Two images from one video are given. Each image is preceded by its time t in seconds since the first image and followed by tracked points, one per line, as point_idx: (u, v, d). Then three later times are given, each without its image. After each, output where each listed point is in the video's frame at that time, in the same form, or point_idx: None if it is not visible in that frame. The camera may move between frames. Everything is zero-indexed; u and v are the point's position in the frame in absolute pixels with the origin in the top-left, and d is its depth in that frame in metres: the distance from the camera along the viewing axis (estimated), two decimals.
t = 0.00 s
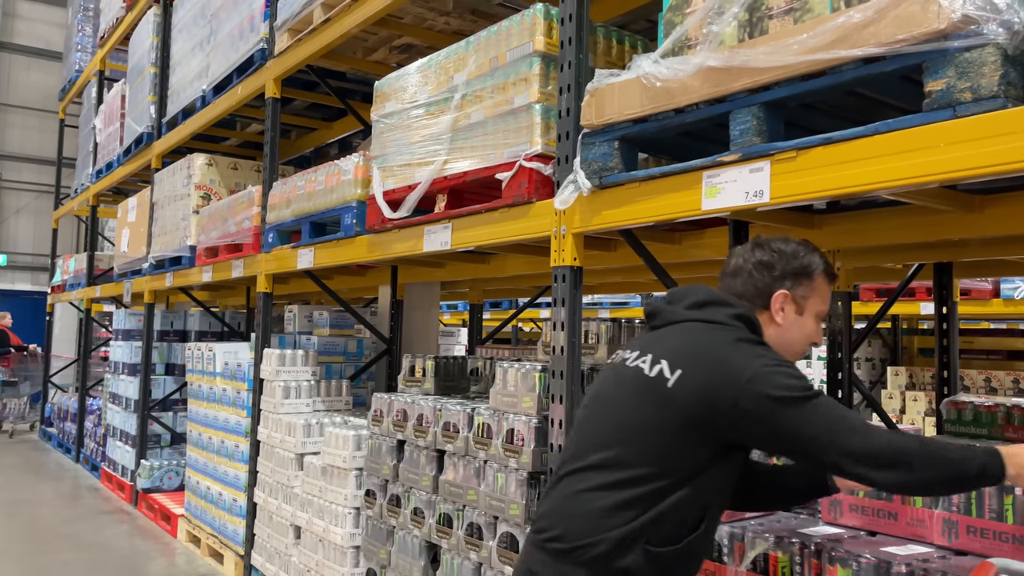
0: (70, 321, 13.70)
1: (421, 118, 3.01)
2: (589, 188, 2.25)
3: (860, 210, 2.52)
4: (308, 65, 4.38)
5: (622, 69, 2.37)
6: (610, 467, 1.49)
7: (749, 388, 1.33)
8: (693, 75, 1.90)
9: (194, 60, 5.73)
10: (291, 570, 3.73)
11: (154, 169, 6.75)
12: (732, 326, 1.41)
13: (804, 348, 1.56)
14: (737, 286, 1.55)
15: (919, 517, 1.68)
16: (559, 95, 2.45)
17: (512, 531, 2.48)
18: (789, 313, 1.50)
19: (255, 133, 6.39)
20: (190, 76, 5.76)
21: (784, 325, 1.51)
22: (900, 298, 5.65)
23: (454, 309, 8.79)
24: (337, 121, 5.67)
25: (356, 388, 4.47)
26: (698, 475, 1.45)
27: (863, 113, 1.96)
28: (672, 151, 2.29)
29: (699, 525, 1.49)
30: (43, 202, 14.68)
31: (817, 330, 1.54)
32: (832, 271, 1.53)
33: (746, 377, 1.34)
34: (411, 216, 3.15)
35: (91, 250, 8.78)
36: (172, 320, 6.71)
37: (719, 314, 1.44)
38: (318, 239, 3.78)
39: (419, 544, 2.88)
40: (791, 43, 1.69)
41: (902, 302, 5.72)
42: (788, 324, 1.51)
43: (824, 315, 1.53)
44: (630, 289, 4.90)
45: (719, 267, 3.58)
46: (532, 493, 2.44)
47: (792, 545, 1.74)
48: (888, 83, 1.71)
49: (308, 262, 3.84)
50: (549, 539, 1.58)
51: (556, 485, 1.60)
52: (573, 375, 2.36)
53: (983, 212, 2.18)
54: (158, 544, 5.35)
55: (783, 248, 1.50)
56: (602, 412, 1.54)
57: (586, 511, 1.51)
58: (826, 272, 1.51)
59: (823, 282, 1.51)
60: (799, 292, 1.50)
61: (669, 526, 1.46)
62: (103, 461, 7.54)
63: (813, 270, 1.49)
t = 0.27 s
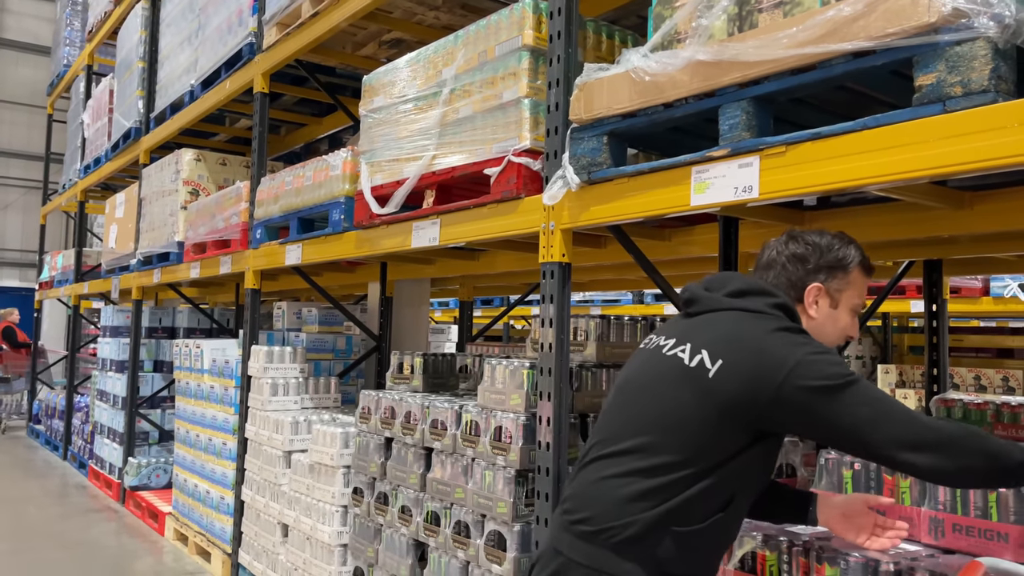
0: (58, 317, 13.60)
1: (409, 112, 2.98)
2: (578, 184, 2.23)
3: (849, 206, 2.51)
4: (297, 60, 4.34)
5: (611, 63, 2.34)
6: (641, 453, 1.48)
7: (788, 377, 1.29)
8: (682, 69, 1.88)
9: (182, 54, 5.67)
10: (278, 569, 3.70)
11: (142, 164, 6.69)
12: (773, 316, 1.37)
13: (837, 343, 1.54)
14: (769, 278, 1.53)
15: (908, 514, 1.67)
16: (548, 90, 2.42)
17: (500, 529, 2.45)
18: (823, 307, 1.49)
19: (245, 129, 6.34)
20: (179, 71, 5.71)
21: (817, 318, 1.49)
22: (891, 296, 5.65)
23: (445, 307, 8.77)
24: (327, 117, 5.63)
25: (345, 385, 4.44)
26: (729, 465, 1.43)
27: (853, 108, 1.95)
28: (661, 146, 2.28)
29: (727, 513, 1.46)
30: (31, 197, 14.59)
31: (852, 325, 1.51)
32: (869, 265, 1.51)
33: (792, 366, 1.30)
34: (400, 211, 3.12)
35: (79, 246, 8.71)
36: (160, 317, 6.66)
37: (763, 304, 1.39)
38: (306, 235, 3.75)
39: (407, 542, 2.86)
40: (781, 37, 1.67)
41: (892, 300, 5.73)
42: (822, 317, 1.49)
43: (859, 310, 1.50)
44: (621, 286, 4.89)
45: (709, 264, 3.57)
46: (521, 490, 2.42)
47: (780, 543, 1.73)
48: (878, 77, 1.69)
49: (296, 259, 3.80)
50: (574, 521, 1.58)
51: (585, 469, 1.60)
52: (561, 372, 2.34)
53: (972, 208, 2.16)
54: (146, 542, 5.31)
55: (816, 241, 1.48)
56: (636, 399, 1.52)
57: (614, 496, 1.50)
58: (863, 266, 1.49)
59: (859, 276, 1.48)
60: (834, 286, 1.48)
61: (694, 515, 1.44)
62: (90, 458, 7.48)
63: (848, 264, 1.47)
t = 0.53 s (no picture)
0: (48, 314, 13.52)
1: (397, 106, 2.95)
2: (566, 178, 2.20)
3: (840, 201, 2.49)
4: (286, 54, 4.30)
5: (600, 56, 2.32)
6: (615, 436, 1.47)
7: (735, 353, 1.29)
8: (670, 61, 1.85)
9: (171, 48, 5.62)
10: (266, 567, 3.67)
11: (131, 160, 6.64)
12: (739, 289, 1.35)
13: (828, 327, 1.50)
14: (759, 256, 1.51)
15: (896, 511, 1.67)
16: (536, 83, 2.40)
17: (487, 527, 2.43)
18: (812, 286, 1.45)
19: (235, 124, 6.30)
20: (168, 65, 5.66)
21: (805, 299, 1.46)
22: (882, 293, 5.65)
23: (437, 303, 8.74)
24: (317, 112, 5.59)
25: (334, 381, 4.41)
26: (704, 448, 1.40)
27: (843, 101, 1.93)
28: (651, 140, 2.25)
29: (716, 500, 1.43)
30: (21, 193, 14.49)
31: (842, 308, 1.47)
32: (860, 247, 1.47)
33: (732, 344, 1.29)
34: (388, 206, 3.09)
35: (69, 242, 8.64)
36: (150, 313, 6.61)
37: (729, 278, 1.37)
38: (294, 231, 3.71)
39: (394, 540, 2.83)
40: (770, 28, 1.65)
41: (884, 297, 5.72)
42: (810, 297, 1.46)
43: (849, 291, 1.46)
44: (612, 283, 4.87)
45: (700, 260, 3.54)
46: (508, 487, 2.40)
47: (768, 542, 1.73)
48: (867, 69, 1.67)
49: (284, 254, 3.77)
50: (561, 511, 1.56)
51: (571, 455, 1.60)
52: (549, 368, 2.31)
53: (963, 203, 2.14)
54: (134, 540, 5.26)
55: (810, 219, 1.45)
56: (613, 383, 1.52)
57: (595, 482, 1.49)
58: (852, 247, 1.45)
59: (850, 257, 1.45)
60: (823, 266, 1.44)
61: (674, 503, 1.41)
62: (79, 456, 7.43)
63: (837, 244, 1.43)
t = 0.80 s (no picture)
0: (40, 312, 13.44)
1: (388, 102, 2.93)
2: (558, 174, 2.18)
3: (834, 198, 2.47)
4: (277, 50, 4.26)
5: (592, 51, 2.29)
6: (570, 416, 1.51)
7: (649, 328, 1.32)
8: (663, 56, 1.83)
9: (161, 44, 5.58)
10: (257, 567, 3.64)
11: (122, 157, 6.59)
12: (690, 271, 1.36)
13: (806, 308, 1.42)
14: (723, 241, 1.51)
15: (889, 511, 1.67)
16: (528, 78, 2.37)
17: (478, 527, 2.40)
18: (771, 261, 1.42)
19: (226, 120, 6.26)
20: (158, 61, 5.61)
21: (768, 275, 1.42)
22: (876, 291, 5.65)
23: (431, 301, 8.71)
24: (309, 109, 5.56)
25: (326, 380, 4.38)
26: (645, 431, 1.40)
27: (837, 97, 1.91)
28: (643, 136, 2.23)
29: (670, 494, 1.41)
30: (12, 191, 14.41)
31: (816, 285, 1.40)
32: (828, 218, 1.40)
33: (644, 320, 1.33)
34: (379, 203, 3.06)
35: (60, 240, 8.58)
36: (142, 311, 6.56)
37: (685, 260, 1.39)
38: (285, 228, 3.68)
39: (385, 540, 2.81)
40: (763, 22, 1.63)
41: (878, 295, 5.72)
42: (770, 273, 1.42)
43: (817, 265, 1.39)
44: (606, 281, 4.85)
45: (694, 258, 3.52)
46: (499, 487, 2.37)
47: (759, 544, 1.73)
48: (861, 64, 1.65)
49: (275, 252, 3.74)
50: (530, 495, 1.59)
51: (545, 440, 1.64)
52: (540, 367, 2.29)
53: (958, 199, 2.13)
54: (125, 539, 5.23)
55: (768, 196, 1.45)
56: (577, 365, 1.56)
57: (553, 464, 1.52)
58: (814, 217, 1.39)
59: (811, 228, 1.39)
60: (780, 240, 1.40)
61: (614, 488, 1.42)
62: (71, 455, 7.38)
63: (790, 215, 1.40)
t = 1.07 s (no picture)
0: (35, 312, 13.37)
1: (388, 99, 2.89)
2: (562, 172, 2.14)
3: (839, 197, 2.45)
4: (275, 48, 4.22)
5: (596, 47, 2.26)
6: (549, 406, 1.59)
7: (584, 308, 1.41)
8: (670, 51, 1.80)
9: (158, 42, 5.53)
10: (256, 569, 3.60)
11: (118, 156, 6.54)
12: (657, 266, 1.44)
13: (785, 290, 1.40)
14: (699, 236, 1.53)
15: (903, 516, 1.64)
16: (531, 75, 2.34)
17: (481, 530, 2.37)
18: (740, 248, 1.43)
19: (223, 119, 6.22)
20: (155, 60, 5.57)
21: (739, 262, 1.43)
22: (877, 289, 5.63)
23: (429, 301, 8.68)
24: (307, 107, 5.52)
25: (325, 381, 4.35)
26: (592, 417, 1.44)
27: (846, 92, 1.89)
28: (648, 133, 2.20)
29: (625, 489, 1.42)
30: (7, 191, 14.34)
31: (790, 266, 1.39)
32: (792, 198, 1.39)
33: (582, 304, 1.42)
34: (379, 202, 3.02)
35: (55, 240, 8.52)
36: (138, 311, 6.51)
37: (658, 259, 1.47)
38: (283, 227, 3.65)
39: (386, 543, 2.77)
40: (773, 16, 1.59)
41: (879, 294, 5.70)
42: (742, 259, 1.43)
43: (785, 245, 1.38)
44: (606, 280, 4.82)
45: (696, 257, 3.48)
46: (503, 490, 2.34)
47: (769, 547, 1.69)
48: (873, 59, 1.62)
49: (273, 251, 3.70)
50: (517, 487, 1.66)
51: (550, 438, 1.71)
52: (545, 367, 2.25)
53: (966, 196, 2.12)
54: (121, 541, 5.18)
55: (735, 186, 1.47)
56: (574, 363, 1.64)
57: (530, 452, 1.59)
58: (776, 197, 1.39)
59: (773, 208, 1.39)
60: (746, 224, 1.42)
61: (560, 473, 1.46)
62: (67, 456, 7.33)
63: (751, 200, 1.41)
